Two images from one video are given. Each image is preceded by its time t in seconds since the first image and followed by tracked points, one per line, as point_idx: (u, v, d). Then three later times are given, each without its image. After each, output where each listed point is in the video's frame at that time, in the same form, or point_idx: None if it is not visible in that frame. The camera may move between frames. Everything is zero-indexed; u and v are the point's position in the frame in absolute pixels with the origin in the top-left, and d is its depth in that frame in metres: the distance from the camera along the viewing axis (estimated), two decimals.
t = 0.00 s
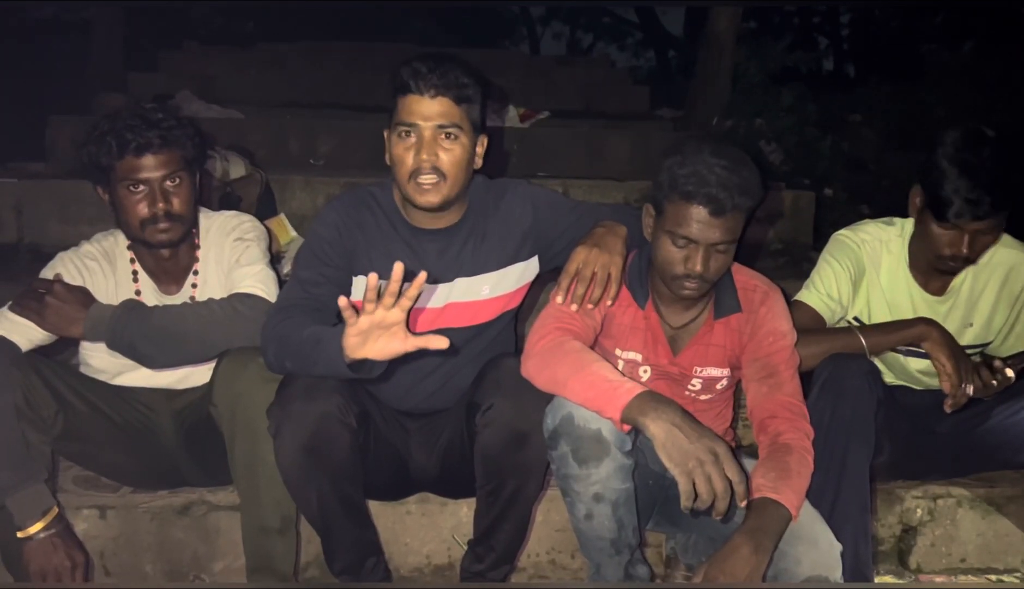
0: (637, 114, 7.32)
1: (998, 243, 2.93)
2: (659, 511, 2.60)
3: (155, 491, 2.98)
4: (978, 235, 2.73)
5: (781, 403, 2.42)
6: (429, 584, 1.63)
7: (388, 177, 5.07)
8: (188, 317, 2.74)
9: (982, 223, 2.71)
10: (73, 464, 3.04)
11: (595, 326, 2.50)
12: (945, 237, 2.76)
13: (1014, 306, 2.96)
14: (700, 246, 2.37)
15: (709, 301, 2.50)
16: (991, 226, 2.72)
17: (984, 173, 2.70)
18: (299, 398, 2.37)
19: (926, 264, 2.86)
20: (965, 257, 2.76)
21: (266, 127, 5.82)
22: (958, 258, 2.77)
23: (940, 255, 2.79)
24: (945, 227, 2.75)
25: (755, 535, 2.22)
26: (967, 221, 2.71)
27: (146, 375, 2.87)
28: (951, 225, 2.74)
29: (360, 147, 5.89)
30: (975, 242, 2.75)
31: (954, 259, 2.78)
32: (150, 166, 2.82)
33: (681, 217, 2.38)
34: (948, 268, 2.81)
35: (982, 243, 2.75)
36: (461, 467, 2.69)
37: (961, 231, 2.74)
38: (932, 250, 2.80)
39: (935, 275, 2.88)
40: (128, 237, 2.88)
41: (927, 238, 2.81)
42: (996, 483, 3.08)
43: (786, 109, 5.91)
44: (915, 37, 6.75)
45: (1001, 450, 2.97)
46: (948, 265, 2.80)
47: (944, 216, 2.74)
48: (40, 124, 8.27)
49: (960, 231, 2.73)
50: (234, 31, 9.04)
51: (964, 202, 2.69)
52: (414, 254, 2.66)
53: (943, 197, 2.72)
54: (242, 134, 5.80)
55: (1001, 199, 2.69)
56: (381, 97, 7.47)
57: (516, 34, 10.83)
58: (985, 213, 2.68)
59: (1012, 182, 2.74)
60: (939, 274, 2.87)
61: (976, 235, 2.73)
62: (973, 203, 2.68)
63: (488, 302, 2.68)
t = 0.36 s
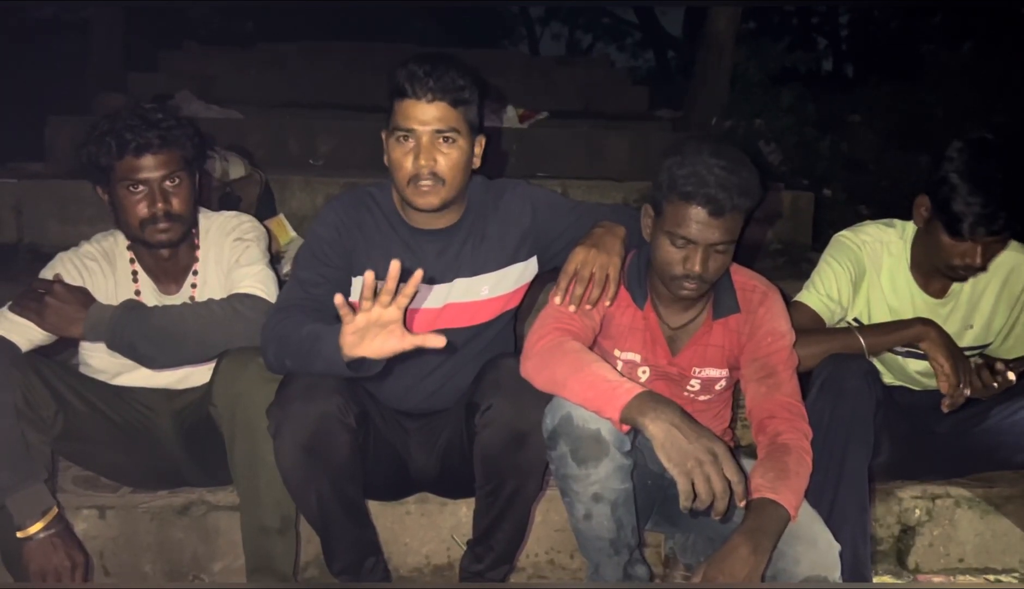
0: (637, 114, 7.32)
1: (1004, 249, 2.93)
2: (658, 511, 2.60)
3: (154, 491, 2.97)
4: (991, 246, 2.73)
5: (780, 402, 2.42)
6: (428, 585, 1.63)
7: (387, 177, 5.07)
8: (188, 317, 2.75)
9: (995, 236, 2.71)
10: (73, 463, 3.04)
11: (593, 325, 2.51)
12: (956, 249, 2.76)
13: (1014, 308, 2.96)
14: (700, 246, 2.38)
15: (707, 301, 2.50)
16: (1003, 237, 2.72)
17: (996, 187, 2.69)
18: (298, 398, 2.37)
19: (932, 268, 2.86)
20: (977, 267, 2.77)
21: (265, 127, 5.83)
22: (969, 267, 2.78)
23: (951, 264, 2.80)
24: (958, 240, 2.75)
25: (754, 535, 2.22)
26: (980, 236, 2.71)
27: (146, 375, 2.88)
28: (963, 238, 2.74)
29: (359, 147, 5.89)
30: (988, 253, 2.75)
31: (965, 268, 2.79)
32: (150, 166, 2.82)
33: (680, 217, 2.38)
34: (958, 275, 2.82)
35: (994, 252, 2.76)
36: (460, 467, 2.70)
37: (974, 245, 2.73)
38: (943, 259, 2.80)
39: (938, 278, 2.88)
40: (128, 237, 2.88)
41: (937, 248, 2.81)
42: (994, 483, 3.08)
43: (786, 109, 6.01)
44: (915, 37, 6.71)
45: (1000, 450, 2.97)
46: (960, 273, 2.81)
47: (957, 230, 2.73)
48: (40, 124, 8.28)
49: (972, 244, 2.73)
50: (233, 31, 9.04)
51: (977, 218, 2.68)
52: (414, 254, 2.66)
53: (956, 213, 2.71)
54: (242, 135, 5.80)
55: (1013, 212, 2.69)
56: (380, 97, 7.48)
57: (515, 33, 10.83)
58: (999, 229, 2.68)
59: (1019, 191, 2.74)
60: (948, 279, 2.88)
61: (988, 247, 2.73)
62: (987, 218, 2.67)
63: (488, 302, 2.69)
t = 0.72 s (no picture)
0: (635, 114, 7.33)
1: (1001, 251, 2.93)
2: (656, 511, 2.60)
3: (152, 491, 2.97)
4: (987, 247, 2.73)
5: (778, 402, 2.42)
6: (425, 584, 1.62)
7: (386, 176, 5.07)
8: (187, 316, 2.75)
9: (990, 237, 2.71)
10: (71, 463, 3.04)
11: (592, 325, 2.50)
12: (953, 250, 2.75)
13: (1013, 309, 2.96)
14: (698, 246, 2.38)
15: (705, 301, 2.50)
16: (999, 238, 2.73)
17: (992, 187, 2.70)
18: (297, 398, 2.37)
19: (929, 270, 2.86)
20: (973, 268, 2.76)
21: (264, 126, 5.82)
22: (965, 269, 2.78)
23: (949, 266, 2.79)
24: (954, 240, 2.74)
25: (753, 534, 2.22)
26: (976, 236, 2.71)
27: (145, 374, 2.87)
28: (959, 239, 2.73)
29: (357, 147, 5.89)
30: (984, 254, 2.74)
31: (961, 269, 2.78)
32: (148, 165, 2.81)
33: (679, 217, 2.38)
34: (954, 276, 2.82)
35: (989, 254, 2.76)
36: (459, 467, 2.69)
37: (970, 245, 2.73)
38: (941, 261, 2.80)
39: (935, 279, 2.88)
40: (125, 237, 2.88)
41: (934, 248, 2.80)
42: (992, 483, 3.09)
43: (783, 110, 6.04)
44: (914, 37, 6.70)
45: (998, 450, 2.98)
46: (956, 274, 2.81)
47: (954, 230, 2.73)
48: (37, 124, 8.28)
49: (968, 245, 2.73)
50: (232, 31, 9.03)
51: (973, 218, 2.68)
52: (412, 254, 2.66)
53: (953, 213, 2.71)
54: (240, 134, 5.80)
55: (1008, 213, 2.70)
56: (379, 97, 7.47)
57: (514, 33, 10.81)
58: (994, 229, 2.69)
59: (1016, 192, 2.75)
60: (945, 281, 2.87)
61: (983, 248, 2.73)
62: (983, 218, 2.68)
63: (487, 302, 2.69)
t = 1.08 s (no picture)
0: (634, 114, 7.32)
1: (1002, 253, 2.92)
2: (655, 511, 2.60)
3: (150, 491, 2.96)
4: (989, 250, 2.73)
5: (776, 402, 2.42)
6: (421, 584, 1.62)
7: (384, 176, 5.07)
8: (185, 316, 2.75)
9: (992, 242, 2.71)
10: (69, 463, 3.03)
11: (590, 325, 2.50)
12: (954, 254, 2.76)
13: (1012, 310, 2.96)
14: (696, 246, 2.38)
15: (703, 301, 2.50)
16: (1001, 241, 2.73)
17: (992, 192, 2.70)
18: (295, 398, 2.37)
19: (929, 272, 2.86)
20: (976, 271, 2.76)
21: (262, 126, 5.82)
22: (967, 272, 2.78)
23: (951, 269, 2.80)
24: (956, 245, 2.75)
25: (751, 534, 2.22)
26: (978, 241, 2.71)
27: (143, 374, 2.86)
28: (961, 244, 2.74)
29: (356, 147, 5.89)
30: (986, 257, 2.75)
31: (963, 273, 2.79)
32: (146, 164, 2.81)
33: (677, 217, 2.38)
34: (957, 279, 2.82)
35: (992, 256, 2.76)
36: (457, 466, 2.69)
37: (971, 251, 2.74)
38: (942, 265, 2.80)
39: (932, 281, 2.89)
40: (123, 237, 2.87)
41: (935, 252, 2.80)
42: (990, 483, 3.09)
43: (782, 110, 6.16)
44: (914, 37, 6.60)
45: (996, 449, 2.98)
46: (958, 277, 2.81)
47: (955, 236, 2.73)
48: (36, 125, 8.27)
49: (970, 249, 2.73)
50: (230, 31, 9.03)
51: (974, 223, 2.69)
52: (411, 254, 2.66)
53: (953, 219, 2.72)
54: (239, 134, 5.79)
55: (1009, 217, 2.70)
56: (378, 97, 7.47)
57: (513, 33, 10.80)
58: (996, 234, 2.69)
59: (1016, 193, 2.75)
60: (946, 283, 2.87)
61: (985, 252, 2.73)
62: (984, 223, 2.68)
63: (484, 303, 2.68)
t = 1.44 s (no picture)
0: (633, 114, 7.32)
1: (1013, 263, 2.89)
2: (653, 511, 2.60)
3: (148, 491, 2.95)
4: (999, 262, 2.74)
5: (773, 402, 2.42)
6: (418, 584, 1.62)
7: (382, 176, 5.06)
8: (182, 316, 2.76)
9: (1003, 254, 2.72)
10: (66, 463, 3.03)
11: (588, 325, 2.50)
12: (964, 263, 2.77)
13: (1017, 314, 2.96)
14: (693, 246, 2.38)
15: (702, 301, 2.50)
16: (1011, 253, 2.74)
17: (1006, 205, 2.69)
18: (292, 398, 2.37)
19: (936, 278, 2.87)
20: (985, 281, 2.78)
21: (260, 126, 5.81)
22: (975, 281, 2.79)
23: (959, 278, 2.81)
24: (965, 256, 2.76)
25: (748, 535, 2.22)
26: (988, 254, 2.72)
27: (141, 375, 2.85)
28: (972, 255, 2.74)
29: (354, 147, 5.88)
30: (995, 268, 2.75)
31: (971, 283, 2.80)
32: (143, 164, 2.81)
33: (674, 217, 2.38)
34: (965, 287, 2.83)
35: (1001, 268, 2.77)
36: (455, 466, 2.69)
37: (981, 262, 2.74)
38: (950, 273, 2.81)
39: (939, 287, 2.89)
40: (121, 236, 2.87)
41: (944, 261, 2.81)
42: (987, 483, 3.09)
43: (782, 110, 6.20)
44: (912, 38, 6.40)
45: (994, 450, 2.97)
46: (966, 286, 2.83)
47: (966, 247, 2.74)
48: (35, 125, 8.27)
49: (979, 260, 2.74)
50: (229, 30, 9.03)
51: (985, 236, 2.69)
52: (409, 254, 2.66)
53: (966, 230, 2.71)
54: (237, 134, 5.79)
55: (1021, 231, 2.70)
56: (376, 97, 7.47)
57: (512, 34, 10.73)
58: (1007, 247, 2.69)
59: None
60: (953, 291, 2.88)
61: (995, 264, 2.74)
62: (996, 236, 2.68)
63: (482, 303, 2.68)
